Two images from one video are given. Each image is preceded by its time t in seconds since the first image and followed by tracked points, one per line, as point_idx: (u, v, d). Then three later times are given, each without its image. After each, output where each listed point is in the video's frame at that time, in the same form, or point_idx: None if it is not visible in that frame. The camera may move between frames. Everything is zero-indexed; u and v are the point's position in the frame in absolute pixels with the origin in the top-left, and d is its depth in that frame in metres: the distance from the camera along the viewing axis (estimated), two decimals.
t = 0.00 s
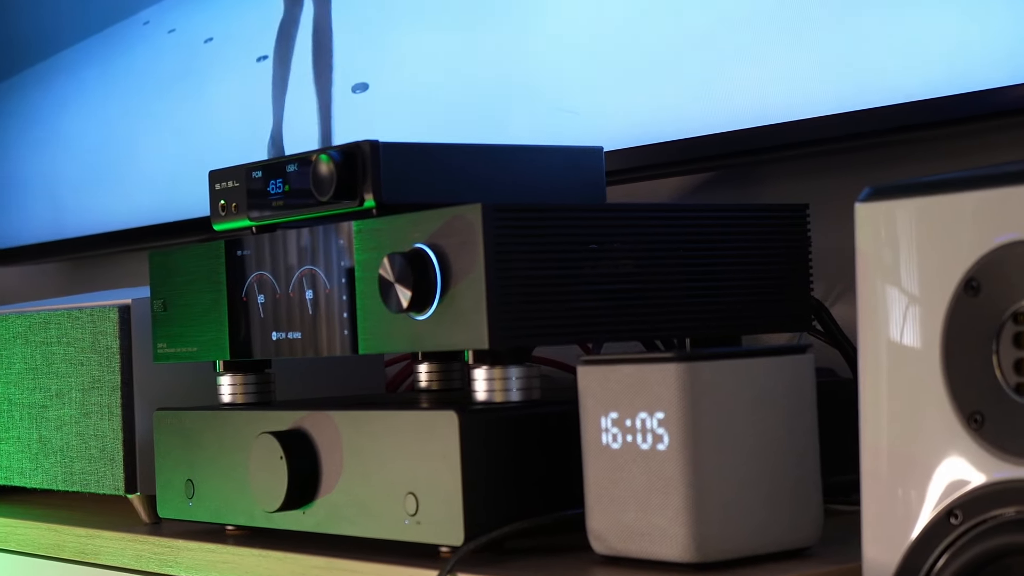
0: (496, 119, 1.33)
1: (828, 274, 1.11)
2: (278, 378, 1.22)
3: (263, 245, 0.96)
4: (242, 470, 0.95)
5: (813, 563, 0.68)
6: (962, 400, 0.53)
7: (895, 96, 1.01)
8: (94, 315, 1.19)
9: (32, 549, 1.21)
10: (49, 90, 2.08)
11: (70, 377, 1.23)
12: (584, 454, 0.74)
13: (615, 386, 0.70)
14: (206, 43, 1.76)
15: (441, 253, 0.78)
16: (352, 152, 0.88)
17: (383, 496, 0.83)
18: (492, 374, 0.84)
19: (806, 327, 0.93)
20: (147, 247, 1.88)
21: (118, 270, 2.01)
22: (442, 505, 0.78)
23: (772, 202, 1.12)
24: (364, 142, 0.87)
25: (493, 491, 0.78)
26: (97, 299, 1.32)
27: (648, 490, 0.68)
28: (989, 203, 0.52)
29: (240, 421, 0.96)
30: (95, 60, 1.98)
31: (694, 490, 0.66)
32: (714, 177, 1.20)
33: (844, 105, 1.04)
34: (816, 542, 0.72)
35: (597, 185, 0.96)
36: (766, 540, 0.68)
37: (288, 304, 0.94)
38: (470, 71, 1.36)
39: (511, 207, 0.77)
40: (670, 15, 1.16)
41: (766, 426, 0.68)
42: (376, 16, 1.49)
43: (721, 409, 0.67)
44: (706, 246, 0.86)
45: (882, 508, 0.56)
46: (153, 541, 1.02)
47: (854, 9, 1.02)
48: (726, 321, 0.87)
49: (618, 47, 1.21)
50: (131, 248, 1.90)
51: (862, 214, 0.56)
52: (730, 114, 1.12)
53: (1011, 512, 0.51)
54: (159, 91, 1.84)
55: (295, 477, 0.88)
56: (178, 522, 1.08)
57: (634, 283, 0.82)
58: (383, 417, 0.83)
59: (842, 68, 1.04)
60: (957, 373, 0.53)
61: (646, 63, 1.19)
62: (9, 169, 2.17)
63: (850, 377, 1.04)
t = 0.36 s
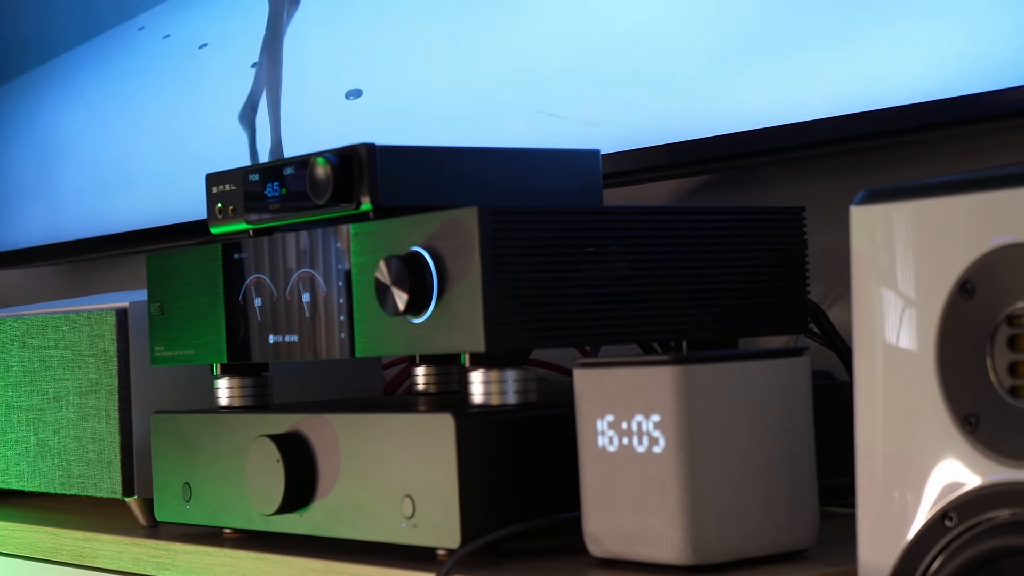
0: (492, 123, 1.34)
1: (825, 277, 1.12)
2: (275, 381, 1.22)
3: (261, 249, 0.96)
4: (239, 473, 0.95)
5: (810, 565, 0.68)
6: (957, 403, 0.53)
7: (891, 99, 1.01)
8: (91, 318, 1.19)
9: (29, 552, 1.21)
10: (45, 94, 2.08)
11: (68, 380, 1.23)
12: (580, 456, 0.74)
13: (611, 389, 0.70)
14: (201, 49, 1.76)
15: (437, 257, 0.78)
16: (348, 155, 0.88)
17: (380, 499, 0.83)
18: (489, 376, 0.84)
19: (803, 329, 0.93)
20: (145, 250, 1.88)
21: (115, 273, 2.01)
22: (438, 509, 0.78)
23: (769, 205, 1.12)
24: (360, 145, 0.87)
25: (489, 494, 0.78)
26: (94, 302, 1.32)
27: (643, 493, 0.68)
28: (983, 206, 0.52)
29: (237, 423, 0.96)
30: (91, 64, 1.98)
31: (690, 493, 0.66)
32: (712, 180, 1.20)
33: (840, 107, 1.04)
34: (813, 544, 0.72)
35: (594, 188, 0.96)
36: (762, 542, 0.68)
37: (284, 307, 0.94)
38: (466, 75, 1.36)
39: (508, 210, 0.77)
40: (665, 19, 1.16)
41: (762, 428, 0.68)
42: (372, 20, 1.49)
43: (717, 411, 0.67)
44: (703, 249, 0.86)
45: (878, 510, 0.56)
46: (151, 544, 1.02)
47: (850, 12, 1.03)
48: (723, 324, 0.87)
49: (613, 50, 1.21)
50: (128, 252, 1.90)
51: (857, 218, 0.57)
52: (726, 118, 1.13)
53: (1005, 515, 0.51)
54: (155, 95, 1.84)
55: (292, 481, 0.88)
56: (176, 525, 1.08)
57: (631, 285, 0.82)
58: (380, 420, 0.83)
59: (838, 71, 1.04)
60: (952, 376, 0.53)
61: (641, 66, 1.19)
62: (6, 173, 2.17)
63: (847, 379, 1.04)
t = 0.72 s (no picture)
0: (489, 127, 1.34)
1: (822, 279, 1.12)
2: (273, 384, 1.22)
3: (258, 252, 0.96)
4: (236, 475, 0.95)
5: (806, 567, 0.68)
6: (952, 405, 0.53)
7: (888, 101, 1.01)
8: (89, 322, 1.19)
9: (27, 556, 1.21)
10: (42, 99, 2.08)
11: (65, 384, 1.23)
12: (576, 459, 0.74)
13: (608, 391, 0.70)
14: (195, 55, 1.77)
15: (434, 260, 0.78)
16: (345, 158, 0.88)
17: (377, 502, 0.83)
18: (485, 379, 0.84)
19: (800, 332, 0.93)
20: (143, 254, 1.88)
21: (113, 276, 2.01)
22: (435, 511, 0.78)
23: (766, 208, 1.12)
24: (357, 148, 0.87)
25: (486, 496, 0.78)
26: (91, 305, 1.32)
27: (639, 495, 0.68)
28: (978, 208, 0.52)
29: (234, 426, 0.96)
30: (89, 69, 1.98)
31: (686, 495, 0.66)
32: (710, 182, 1.20)
33: (837, 110, 1.04)
34: (809, 546, 0.72)
35: (591, 192, 0.96)
36: (758, 544, 0.68)
37: (281, 310, 0.94)
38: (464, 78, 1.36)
39: (504, 212, 0.77)
40: (661, 22, 1.16)
41: (758, 430, 0.69)
42: (368, 24, 1.49)
43: (713, 413, 0.67)
44: (700, 251, 0.86)
45: (874, 512, 0.56)
46: (148, 547, 1.02)
47: (846, 15, 1.03)
48: (720, 326, 0.87)
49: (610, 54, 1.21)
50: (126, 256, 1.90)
51: (852, 219, 0.56)
52: (722, 121, 1.13)
53: (1000, 517, 0.51)
54: (152, 99, 1.84)
55: (289, 483, 0.88)
56: (173, 528, 1.08)
57: (628, 288, 0.83)
58: (376, 423, 0.83)
59: (835, 74, 1.04)
60: (948, 378, 0.53)
61: (638, 70, 1.19)
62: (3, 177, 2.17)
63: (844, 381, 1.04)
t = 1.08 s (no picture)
0: (484, 127, 1.34)
1: (820, 282, 1.12)
2: (272, 387, 1.22)
3: (255, 255, 0.96)
4: (234, 478, 0.95)
5: (803, 570, 0.68)
6: (947, 408, 0.53)
7: (885, 104, 1.01)
8: (87, 325, 1.19)
9: (24, 559, 1.21)
10: (35, 102, 2.07)
11: (62, 387, 1.23)
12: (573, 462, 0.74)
13: (605, 394, 0.70)
14: (186, 50, 1.78)
15: (431, 262, 0.78)
16: (342, 160, 0.88)
17: (374, 506, 0.83)
18: (482, 382, 0.84)
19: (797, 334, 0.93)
20: (141, 257, 1.88)
21: (111, 279, 2.01)
22: (432, 514, 0.78)
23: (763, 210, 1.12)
24: (354, 151, 0.87)
25: (483, 499, 0.78)
26: (89, 308, 1.32)
27: (636, 498, 0.68)
28: (973, 210, 0.52)
29: (233, 429, 0.96)
30: (82, 71, 1.97)
31: (682, 498, 0.66)
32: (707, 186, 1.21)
33: (834, 113, 1.05)
34: (806, 550, 0.72)
35: (589, 195, 0.96)
36: (754, 547, 0.68)
37: (279, 313, 0.94)
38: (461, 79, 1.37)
39: (501, 216, 0.77)
40: (653, 22, 1.17)
41: (755, 433, 0.69)
42: (367, 25, 1.50)
43: (710, 416, 0.67)
44: (698, 255, 0.86)
45: (871, 515, 0.56)
46: (146, 550, 1.02)
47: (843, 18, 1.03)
48: (718, 329, 0.87)
49: (607, 55, 1.22)
50: (123, 258, 1.90)
51: (849, 222, 0.57)
52: (719, 124, 1.13)
53: (995, 519, 0.51)
54: (147, 101, 1.84)
55: (286, 486, 0.88)
56: (171, 531, 1.08)
57: (626, 291, 0.83)
58: (373, 426, 0.83)
59: (832, 76, 1.05)
60: (944, 380, 0.53)
61: (635, 72, 1.19)
62: None
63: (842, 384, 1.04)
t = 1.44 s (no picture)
0: (481, 128, 1.34)
1: (817, 285, 1.12)
2: (269, 390, 1.22)
3: (252, 258, 0.96)
4: (231, 482, 0.95)
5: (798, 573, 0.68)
6: (943, 411, 0.53)
7: (883, 107, 1.01)
8: (84, 327, 1.19)
9: (22, 562, 1.21)
10: (31, 105, 2.06)
11: (60, 390, 1.23)
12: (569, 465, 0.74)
13: (601, 398, 0.70)
14: (180, 50, 1.78)
15: (427, 266, 0.79)
16: (339, 164, 0.88)
17: (371, 509, 0.83)
18: (479, 386, 0.84)
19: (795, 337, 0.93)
20: (138, 259, 1.88)
21: (109, 282, 2.01)
22: (429, 517, 0.78)
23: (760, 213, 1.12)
24: (351, 154, 0.88)
25: (480, 502, 0.78)
26: (86, 311, 1.32)
27: (632, 501, 0.68)
28: (968, 213, 0.52)
29: (229, 432, 0.96)
30: (78, 74, 1.97)
31: (678, 501, 0.66)
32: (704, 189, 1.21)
33: (831, 116, 1.05)
34: (802, 553, 0.72)
35: (586, 198, 0.96)
36: (751, 551, 0.68)
37: (276, 316, 0.94)
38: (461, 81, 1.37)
39: (498, 219, 0.77)
40: (649, 24, 1.17)
41: (751, 436, 0.69)
42: (366, 25, 1.49)
43: (706, 420, 0.67)
44: (694, 259, 0.86)
45: (866, 519, 0.56)
46: (144, 553, 1.02)
47: (840, 21, 1.03)
48: (714, 332, 0.87)
49: (607, 57, 1.22)
50: (121, 261, 1.90)
51: (844, 226, 0.57)
52: (716, 127, 1.13)
53: (990, 522, 0.52)
54: (142, 102, 1.84)
55: (282, 490, 0.88)
56: (169, 534, 1.08)
57: (623, 295, 0.83)
58: (370, 429, 0.83)
59: (829, 79, 1.05)
60: (939, 383, 0.53)
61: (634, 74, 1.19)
62: None
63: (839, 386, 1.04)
